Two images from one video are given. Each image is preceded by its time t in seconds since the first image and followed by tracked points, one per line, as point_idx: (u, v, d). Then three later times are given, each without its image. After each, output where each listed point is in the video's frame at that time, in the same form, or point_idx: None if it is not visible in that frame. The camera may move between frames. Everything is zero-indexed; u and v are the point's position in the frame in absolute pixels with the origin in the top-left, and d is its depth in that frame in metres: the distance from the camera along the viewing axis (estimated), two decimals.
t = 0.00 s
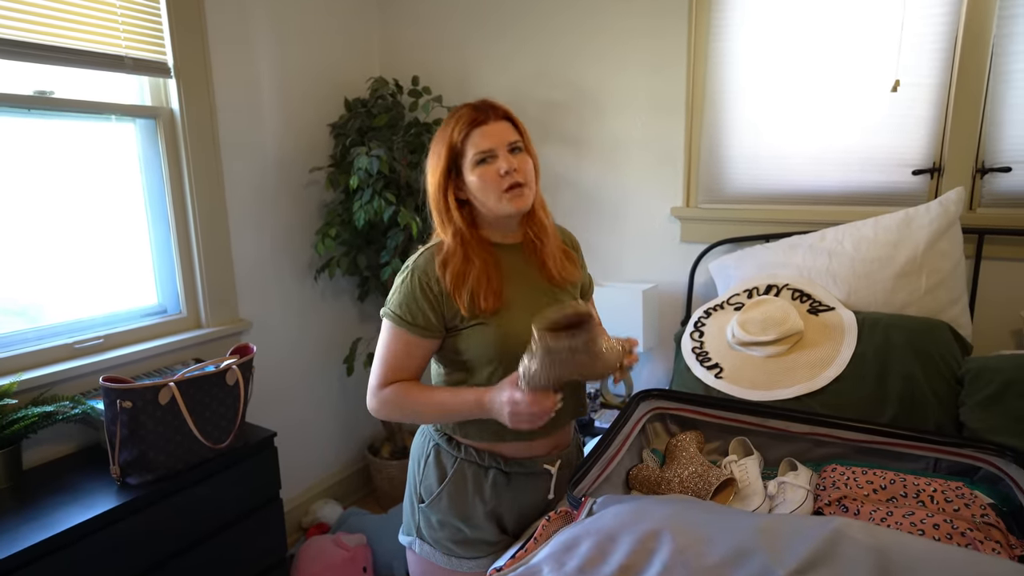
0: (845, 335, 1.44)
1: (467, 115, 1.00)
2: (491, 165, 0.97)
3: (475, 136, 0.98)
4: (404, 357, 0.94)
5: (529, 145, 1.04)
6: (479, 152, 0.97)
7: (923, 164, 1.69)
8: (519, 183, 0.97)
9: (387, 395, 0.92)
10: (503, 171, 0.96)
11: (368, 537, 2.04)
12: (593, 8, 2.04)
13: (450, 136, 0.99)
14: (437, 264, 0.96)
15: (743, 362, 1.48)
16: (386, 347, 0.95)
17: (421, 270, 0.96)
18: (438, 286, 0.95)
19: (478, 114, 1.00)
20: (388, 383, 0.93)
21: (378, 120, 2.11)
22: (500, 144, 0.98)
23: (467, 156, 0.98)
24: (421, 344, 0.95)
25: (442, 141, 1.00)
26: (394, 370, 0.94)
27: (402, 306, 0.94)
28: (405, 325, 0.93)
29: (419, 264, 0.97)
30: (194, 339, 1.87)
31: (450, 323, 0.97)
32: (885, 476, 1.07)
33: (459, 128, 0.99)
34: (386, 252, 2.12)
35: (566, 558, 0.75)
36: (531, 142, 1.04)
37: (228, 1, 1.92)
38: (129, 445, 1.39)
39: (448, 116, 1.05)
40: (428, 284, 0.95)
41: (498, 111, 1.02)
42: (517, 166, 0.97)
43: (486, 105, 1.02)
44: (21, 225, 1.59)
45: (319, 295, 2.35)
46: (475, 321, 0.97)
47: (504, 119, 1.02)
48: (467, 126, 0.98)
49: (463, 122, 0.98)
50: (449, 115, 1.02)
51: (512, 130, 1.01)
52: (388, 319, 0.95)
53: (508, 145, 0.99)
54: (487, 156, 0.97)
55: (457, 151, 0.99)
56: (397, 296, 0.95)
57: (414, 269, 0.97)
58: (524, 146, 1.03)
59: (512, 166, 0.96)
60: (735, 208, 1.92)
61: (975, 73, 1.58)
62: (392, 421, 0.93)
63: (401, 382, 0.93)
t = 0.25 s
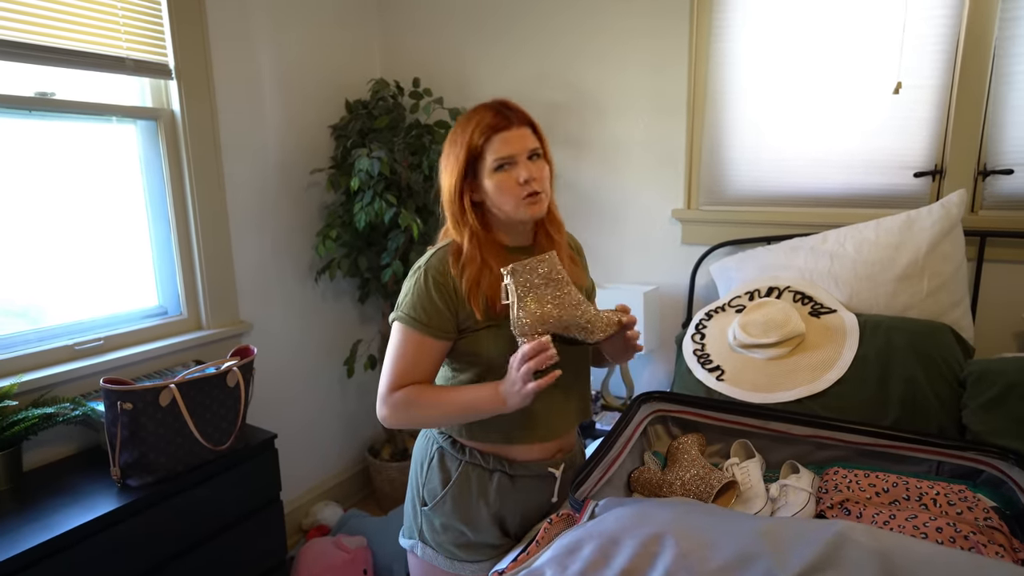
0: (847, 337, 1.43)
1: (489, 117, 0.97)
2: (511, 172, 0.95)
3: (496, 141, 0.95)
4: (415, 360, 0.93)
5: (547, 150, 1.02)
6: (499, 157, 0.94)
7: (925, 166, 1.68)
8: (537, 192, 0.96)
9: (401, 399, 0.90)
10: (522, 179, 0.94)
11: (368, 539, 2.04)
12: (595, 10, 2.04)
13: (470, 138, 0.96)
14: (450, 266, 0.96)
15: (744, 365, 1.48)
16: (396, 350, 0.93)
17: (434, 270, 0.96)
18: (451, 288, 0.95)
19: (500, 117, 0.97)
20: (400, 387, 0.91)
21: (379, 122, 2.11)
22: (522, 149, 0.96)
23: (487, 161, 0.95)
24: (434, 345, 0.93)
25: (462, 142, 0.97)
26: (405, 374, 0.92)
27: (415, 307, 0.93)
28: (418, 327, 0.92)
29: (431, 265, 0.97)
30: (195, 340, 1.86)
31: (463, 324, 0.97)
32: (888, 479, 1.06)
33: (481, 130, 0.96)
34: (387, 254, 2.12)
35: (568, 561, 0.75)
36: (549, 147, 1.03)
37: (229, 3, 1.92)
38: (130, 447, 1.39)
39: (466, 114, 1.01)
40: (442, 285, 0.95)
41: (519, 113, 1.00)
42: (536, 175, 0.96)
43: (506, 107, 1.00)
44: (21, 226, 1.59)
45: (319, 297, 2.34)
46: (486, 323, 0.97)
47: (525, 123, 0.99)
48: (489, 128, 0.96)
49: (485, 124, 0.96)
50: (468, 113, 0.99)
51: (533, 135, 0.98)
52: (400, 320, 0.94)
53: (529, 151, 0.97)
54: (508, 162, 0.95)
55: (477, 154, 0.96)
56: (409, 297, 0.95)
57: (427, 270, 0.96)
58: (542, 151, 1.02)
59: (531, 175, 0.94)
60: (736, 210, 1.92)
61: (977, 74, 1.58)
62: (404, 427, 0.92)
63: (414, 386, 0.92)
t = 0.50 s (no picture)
0: (848, 338, 1.43)
1: (548, 125, 0.92)
2: (554, 188, 0.93)
3: (551, 153, 0.91)
4: (418, 365, 0.91)
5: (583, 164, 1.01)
6: (547, 171, 0.92)
7: (926, 167, 1.68)
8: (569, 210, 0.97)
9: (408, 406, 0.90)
10: (563, 199, 0.94)
11: (368, 540, 2.03)
12: (595, 11, 2.04)
13: (527, 143, 0.90)
14: (460, 269, 0.95)
15: (745, 366, 1.48)
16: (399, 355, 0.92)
17: (441, 272, 0.95)
18: (459, 291, 0.94)
19: (556, 126, 0.93)
20: (408, 391, 0.91)
21: (380, 123, 2.11)
22: (569, 167, 0.94)
23: (537, 171, 0.92)
24: (438, 349, 0.92)
25: (516, 142, 0.91)
26: (411, 378, 0.91)
27: (423, 308, 0.92)
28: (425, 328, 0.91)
29: (438, 267, 0.95)
30: (195, 341, 1.86)
31: (469, 326, 0.95)
32: (889, 480, 1.06)
33: (536, 138, 0.91)
34: (387, 255, 2.12)
35: (569, 563, 0.74)
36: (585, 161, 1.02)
37: (229, 4, 1.92)
38: (129, 448, 1.38)
39: (515, 105, 0.94)
40: (449, 288, 0.93)
41: (571, 126, 0.96)
42: (573, 195, 0.96)
43: (559, 114, 0.95)
44: (21, 228, 1.59)
45: (319, 298, 2.34)
46: (496, 329, 0.96)
47: (577, 137, 0.97)
48: (542, 137, 0.91)
49: (540, 132, 0.91)
50: (524, 109, 0.92)
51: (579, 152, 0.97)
52: (405, 321, 0.92)
53: (573, 170, 0.95)
54: (555, 177, 0.93)
55: (528, 161, 0.91)
56: (415, 299, 0.93)
57: (433, 271, 0.95)
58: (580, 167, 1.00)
59: (572, 196, 0.95)
60: (736, 211, 1.92)
61: (978, 75, 1.57)
62: (412, 430, 0.92)
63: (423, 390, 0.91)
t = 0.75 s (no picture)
0: (848, 339, 1.43)
1: (582, 130, 0.92)
2: (580, 194, 0.93)
3: (583, 159, 0.92)
4: (449, 375, 0.87)
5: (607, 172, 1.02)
6: (575, 176, 0.92)
7: (926, 168, 1.68)
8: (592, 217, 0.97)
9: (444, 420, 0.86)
10: (587, 205, 0.94)
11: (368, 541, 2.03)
12: (594, 11, 2.04)
13: (560, 147, 0.90)
14: (485, 270, 0.92)
15: (745, 367, 1.47)
16: (430, 367, 0.88)
17: (468, 274, 0.91)
18: (485, 293, 0.91)
19: (588, 132, 0.93)
20: (442, 406, 0.87)
21: (379, 124, 2.11)
22: (596, 174, 0.94)
23: (567, 175, 0.92)
24: (467, 355, 0.89)
25: (550, 145, 0.90)
26: (444, 393, 0.87)
27: (448, 311, 0.88)
28: (452, 331, 0.87)
29: (463, 267, 0.91)
30: (194, 342, 1.86)
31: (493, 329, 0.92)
32: (890, 482, 1.06)
33: (568, 143, 0.90)
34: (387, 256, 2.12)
35: (568, 566, 0.74)
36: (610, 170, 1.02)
37: (229, 5, 1.92)
38: (128, 449, 1.38)
39: (547, 108, 0.94)
40: (477, 291, 0.90)
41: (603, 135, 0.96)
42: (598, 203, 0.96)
43: (591, 120, 0.96)
44: (18, 228, 1.58)
45: (319, 299, 2.34)
46: (518, 334, 0.94)
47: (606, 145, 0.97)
48: (575, 143, 0.91)
49: (573, 137, 0.91)
50: (558, 113, 0.92)
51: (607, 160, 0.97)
52: (431, 325, 0.88)
53: (599, 178, 0.96)
54: (585, 183, 0.93)
55: (560, 164, 0.91)
56: (442, 301, 0.89)
57: (457, 274, 0.91)
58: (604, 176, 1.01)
59: (597, 204, 0.95)
60: (736, 211, 1.91)
61: (978, 75, 1.57)
62: (446, 446, 0.88)
63: (457, 404, 0.88)
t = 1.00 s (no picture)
0: (849, 340, 1.42)
1: (605, 132, 0.93)
2: (603, 197, 0.95)
3: (606, 161, 0.93)
4: (472, 384, 0.87)
5: (628, 174, 1.03)
6: (598, 179, 0.93)
7: (926, 168, 1.68)
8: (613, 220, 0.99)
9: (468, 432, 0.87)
10: (610, 208, 0.96)
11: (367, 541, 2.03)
12: (594, 12, 2.04)
13: (584, 149, 0.91)
14: (508, 275, 0.92)
15: (746, 367, 1.47)
16: (454, 378, 0.87)
17: (491, 280, 0.91)
18: (509, 298, 0.91)
19: (611, 135, 0.94)
20: (467, 415, 0.87)
21: (379, 125, 2.11)
22: (619, 177, 0.95)
23: (590, 177, 0.93)
24: (491, 363, 0.89)
25: (573, 146, 0.91)
26: (469, 403, 0.87)
27: (471, 313, 0.88)
28: (474, 334, 0.87)
29: (487, 272, 0.91)
30: (194, 343, 1.86)
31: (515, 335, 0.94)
32: (891, 482, 1.06)
33: (592, 145, 0.92)
34: (387, 256, 2.13)
35: (568, 567, 0.73)
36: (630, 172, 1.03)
37: (229, 5, 1.92)
38: (128, 450, 1.37)
39: (571, 109, 0.95)
40: (500, 297, 0.91)
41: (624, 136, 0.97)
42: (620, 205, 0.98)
43: (613, 122, 0.97)
44: (18, 228, 1.58)
45: (319, 299, 2.34)
46: (537, 337, 0.95)
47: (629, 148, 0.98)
48: (599, 146, 0.92)
49: (597, 141, 0.92)
50: (581, 116, 0.93)
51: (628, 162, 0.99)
52: (455, 330, 0.87)
53: (621, 180, 0.97)
54: (607, 185, 0.94)
55: (583, 166, 0.92)
56: (466, 305, 0.88)
57: (478, 276, 0.91)
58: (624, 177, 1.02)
59: (619, 206, 0.96)
60: (736, 212, 1.91)
61: (978, 75, 1.57)
62: (470, 455, 0.89)
63: (482, 415, 0.88)
